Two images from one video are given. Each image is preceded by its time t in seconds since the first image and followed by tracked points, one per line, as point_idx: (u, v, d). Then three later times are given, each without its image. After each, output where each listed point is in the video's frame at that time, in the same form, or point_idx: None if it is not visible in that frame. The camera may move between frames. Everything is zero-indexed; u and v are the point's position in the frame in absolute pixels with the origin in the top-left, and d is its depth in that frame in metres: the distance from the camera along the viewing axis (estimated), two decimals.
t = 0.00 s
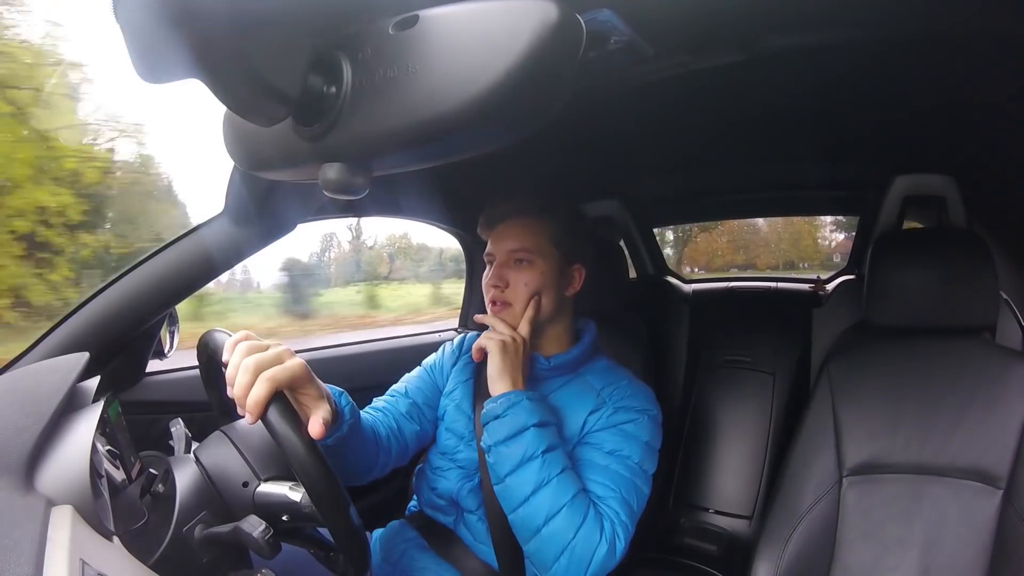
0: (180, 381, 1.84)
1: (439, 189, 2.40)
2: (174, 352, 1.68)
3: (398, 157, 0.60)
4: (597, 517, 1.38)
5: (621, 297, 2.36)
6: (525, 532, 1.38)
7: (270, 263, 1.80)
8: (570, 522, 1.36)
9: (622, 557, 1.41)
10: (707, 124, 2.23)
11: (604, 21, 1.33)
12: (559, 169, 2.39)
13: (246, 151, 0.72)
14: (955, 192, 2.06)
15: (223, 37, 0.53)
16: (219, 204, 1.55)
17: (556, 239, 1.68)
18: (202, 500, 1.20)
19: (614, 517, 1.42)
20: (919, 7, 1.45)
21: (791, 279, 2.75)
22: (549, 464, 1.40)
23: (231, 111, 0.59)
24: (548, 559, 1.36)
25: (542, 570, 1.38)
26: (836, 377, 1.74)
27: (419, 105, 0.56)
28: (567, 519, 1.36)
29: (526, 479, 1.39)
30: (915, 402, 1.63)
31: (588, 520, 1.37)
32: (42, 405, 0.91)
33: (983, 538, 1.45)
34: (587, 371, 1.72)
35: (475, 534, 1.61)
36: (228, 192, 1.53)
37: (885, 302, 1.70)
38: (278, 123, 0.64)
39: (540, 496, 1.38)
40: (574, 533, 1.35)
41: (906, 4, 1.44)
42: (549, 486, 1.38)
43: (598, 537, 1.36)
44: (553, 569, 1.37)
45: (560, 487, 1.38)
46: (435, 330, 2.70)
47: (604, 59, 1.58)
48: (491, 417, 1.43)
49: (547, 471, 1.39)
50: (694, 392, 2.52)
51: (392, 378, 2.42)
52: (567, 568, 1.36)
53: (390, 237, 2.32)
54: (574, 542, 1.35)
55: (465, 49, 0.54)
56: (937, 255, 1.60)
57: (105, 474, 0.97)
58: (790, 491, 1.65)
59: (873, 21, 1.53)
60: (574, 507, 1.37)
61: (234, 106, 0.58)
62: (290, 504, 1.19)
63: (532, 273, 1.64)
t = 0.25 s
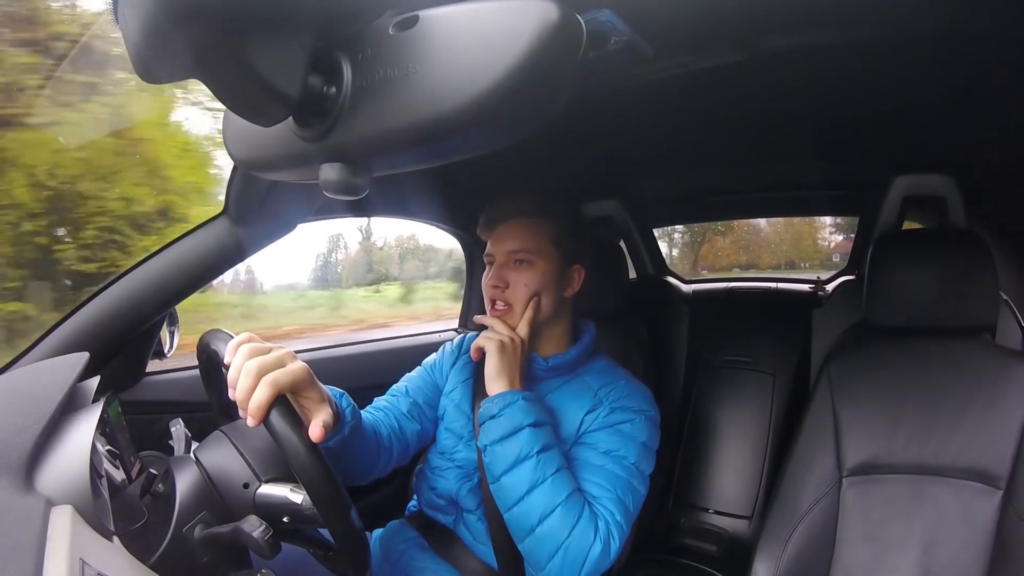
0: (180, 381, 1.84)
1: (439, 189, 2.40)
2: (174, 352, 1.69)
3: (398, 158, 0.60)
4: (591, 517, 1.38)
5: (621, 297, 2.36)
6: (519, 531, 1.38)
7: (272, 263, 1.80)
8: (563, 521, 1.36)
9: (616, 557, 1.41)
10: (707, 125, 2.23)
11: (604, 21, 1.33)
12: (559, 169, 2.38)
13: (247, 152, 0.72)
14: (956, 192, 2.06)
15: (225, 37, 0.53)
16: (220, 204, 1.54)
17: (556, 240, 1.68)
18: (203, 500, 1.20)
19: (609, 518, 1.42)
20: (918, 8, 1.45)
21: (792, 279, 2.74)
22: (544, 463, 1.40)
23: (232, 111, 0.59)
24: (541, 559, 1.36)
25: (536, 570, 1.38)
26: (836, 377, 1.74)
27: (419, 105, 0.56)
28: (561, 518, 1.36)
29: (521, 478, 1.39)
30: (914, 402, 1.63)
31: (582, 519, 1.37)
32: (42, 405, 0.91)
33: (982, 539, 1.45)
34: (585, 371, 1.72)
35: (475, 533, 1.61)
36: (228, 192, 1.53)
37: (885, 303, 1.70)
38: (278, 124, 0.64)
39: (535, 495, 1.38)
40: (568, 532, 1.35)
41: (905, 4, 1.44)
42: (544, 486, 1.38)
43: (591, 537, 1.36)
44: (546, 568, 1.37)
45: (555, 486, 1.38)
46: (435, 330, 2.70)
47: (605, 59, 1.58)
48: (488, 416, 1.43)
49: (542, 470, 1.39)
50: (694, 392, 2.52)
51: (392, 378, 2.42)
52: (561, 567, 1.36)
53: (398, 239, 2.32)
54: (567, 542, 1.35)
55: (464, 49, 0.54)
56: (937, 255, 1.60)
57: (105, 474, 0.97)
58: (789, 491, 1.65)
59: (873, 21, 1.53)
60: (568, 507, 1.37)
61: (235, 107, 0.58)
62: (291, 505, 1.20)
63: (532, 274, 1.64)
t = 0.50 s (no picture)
0: (179, 382, 1.84)
1: (439, 189, 2.39)
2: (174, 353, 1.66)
3: (400, 156, 0.60)
4: (588, 515, 1.38)
5: (620, 297, 2.36)
6: (517, 527, 1.38)
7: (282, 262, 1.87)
8: (561, 518, 1.36)
9: (614, 555, 1.41)
10: (707, 124, 2.22)
11: (604, 21, 1.34)
12: (559, 169, 2.38)
13: (247, 152, 0.72)
14: (956, 192, 2.06)
15: (225, 39, 0.53)
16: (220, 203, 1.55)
17: (557, 238, 1.69)
18: (203, 500, 1.19)
19: (607, 515, 1.42)
20: (919, 7, 1.45)
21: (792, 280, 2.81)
22: (542, 460, 1.40)
23: (233, 112, 0.59)
24: (538, 556, 1.36)
25: (533, 567, 1.38)
26: (836, 377, 1.74)
27: (419, 103, 0.56)
28: (559, 515, 1.36)
29: (520, 475, 1.39)
30: (914, 402, 1.63)
31: (580, 516, 1.37)
32: (43, 406, 0.91)
33: (982, 539, 1.45)
34: (586, 370, 1.72)
35: (476, 532, 1.61)
36: (228, 190, 1.53)
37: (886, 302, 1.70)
38: (278, 123, 0.63)
39: (533, 492, 1.38)
40: (565, 529, 1.35)
41: (905, 4, 1.44)
42: (542, 482, 1.38)
43: (589, 534, 1.36)
44: (544, 566, 1.36)
45: (552, 483, 1.39)
46: (435, 330, 2.69)
47: (604, 59, 1.58)
48: (486, 412, 1.43)
49: (540, 467, 1.39)
50: (694, 392, 2.52)
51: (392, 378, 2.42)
52: (557, 564, 1.35)
53: (407, 240, 2.38)
54: (565, 539, 1.35)
55: (463, 47, 0.54)
56: (936, 255, 1.60)
57: (105, 475, 0.96)
58: (790, 491, 1.65)
59: (873, 21, 1.53)
60: (566, 504, 1.37)
61: (235, 107, 0.58)
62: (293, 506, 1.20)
63: (533, 271, 1.64)
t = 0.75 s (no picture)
0: (179, 382, 1.84)
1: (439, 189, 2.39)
2: (175, 352, 1.66)
3: (400, 156, 0.60)
4: (585, 519, 1.38)
5: (620, 297, 2.36)
6: (514, 532, 1.39)
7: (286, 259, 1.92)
8: (558, 522, 1.36)
9: (611, 559, 1.41)
10: (707, 124, 2.22)
11: (604, 21, 1.34)
12: (559, 168, 2.38)
13: (247, 152, 0.72)
14: (956, 192, 2.06)
15: (225, 39, 0.53)
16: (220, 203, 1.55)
17: (558, 239, 1.69)
18: (203, 499, 1.19)
19: (605, 520, 1.42)
20: (919, 7, 1.45)
21: (791, 279, 2.82)
22: (539, 465, 1.40)
23: (233, 112, 0.59)
24: (536, 560, 1.37)
25: (530, 571, 1.38)
26: (835, 377, 1.74)
27: (419, 103, 0.56)
28: (555, 520, 1.36)
29: (517, 479, 1.39)
30: (914, 402, 1.63)
31: (577, 521, 1.37)
32: (43, 405, 0.91)
33: (983, 539, 1.45)
34: (585, 372, 1.72)
35: (475, 533, 1.61)
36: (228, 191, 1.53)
37: (886, 302, 1.70)
38: (278, 124, 0.63)
39: (530, 497, 1.38)
40: (562, 534, 1.35)
41: (905, 4, 1.44)
42: (539, 487, 1.38)
43: (586, 538, 1.36)
44: (541, 570, 1.37)
45: (549, 488, 1.39)
46: (435, 330, 2.69)
47: (605, 59, 1.58)
48: (484, 416, 1.43)
49: (537, 471, 1.39)
50: (694, 391, 2.52)
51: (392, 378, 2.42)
52: (554, 568, 1.36)
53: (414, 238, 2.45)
54: (562, 543, 1.35)
55: (463, 48, 0.54)
56: (937, 255, 1.59)
57: (105, 475, 0.96)
58: (790, 491, 1.65)
59: (873, 21, 1.53)
60: (563, 508, 1.37)
61: (235, 108, 0.58)
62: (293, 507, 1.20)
63: (534, 273, 1.64)
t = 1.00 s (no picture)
0: (179, 382, 1.84)
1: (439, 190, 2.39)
2: (175, 352, 1.65)
3: (400, 156, 0.60)
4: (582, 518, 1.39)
5: (620, 297, 2.36)
6: (512, 531, 1.39)
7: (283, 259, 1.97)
8: (554, 522, 1.36)
9: (608, 558, 1.41)
10: (707, 124, 2.22)
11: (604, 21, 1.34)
12: (559, 168, 2.38)
13: (247, 152, 0.72)
14: (956, 192, 2.06)
15: (225, 39, 0.53)
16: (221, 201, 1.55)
17: (556, 239, 1.68)
18: (203, 499, 1.19)
19: (602, 519, 1.42)
20: (919, 7, 1.45)
21: (791, 279, 2.83)
22: (536, 464, 1.40)
23: (232, 112, 0.59)
24: (533, 558, 1.37)
25: (528, 569, 1.39)
26: (836, 377, 1.74)
27: (419, 103, 0.56)
28: (552, 520, 1.36)
29: (514, 478, 1.39)
30: (914, 402, 1.63)
31: (574, 520, 1.37)
32: (43, 405, 0.91)
33: (983, 539, 1.45)
34: (585, 371, 1.72)
35: (475, 532, 1.61)
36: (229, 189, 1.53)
37: (886, 302, 1.70)
38: (278, 123, 0.63)
39: (527, 496, 1.38)
40: (559, 533, 1.35)
41: (905, 4, 1.44)
42: (536, 487, 1.38)
43: (583, 537, 1.36)
44: (538, 568, 1.37)
45: (546, 487, 1.39)
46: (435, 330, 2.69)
47: (605, 59, 1.58)
48: (482, 415, 1.43)
49: (534, 471, 1.39)
50: (694, 391, 2.52)
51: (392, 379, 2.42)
52: (551, 567, 1.36)
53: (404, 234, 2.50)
54: (558, 542, 1.35)
55: (463, 48, 0.54)
56: (936, 255, 1.59)
57: (105, 475, 0.96)
58: (790, 491, 1.65)
59: (873, 21, 1.53)
60: (560, 508, 1.37)
61: (235, 107, 0.58)
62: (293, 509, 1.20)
63: (532, 273, 1.64)
